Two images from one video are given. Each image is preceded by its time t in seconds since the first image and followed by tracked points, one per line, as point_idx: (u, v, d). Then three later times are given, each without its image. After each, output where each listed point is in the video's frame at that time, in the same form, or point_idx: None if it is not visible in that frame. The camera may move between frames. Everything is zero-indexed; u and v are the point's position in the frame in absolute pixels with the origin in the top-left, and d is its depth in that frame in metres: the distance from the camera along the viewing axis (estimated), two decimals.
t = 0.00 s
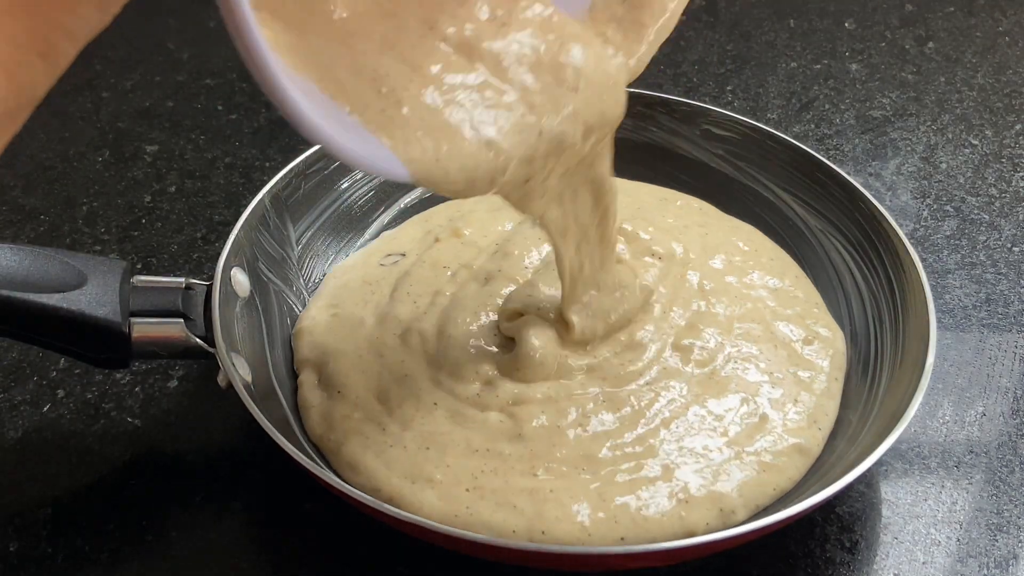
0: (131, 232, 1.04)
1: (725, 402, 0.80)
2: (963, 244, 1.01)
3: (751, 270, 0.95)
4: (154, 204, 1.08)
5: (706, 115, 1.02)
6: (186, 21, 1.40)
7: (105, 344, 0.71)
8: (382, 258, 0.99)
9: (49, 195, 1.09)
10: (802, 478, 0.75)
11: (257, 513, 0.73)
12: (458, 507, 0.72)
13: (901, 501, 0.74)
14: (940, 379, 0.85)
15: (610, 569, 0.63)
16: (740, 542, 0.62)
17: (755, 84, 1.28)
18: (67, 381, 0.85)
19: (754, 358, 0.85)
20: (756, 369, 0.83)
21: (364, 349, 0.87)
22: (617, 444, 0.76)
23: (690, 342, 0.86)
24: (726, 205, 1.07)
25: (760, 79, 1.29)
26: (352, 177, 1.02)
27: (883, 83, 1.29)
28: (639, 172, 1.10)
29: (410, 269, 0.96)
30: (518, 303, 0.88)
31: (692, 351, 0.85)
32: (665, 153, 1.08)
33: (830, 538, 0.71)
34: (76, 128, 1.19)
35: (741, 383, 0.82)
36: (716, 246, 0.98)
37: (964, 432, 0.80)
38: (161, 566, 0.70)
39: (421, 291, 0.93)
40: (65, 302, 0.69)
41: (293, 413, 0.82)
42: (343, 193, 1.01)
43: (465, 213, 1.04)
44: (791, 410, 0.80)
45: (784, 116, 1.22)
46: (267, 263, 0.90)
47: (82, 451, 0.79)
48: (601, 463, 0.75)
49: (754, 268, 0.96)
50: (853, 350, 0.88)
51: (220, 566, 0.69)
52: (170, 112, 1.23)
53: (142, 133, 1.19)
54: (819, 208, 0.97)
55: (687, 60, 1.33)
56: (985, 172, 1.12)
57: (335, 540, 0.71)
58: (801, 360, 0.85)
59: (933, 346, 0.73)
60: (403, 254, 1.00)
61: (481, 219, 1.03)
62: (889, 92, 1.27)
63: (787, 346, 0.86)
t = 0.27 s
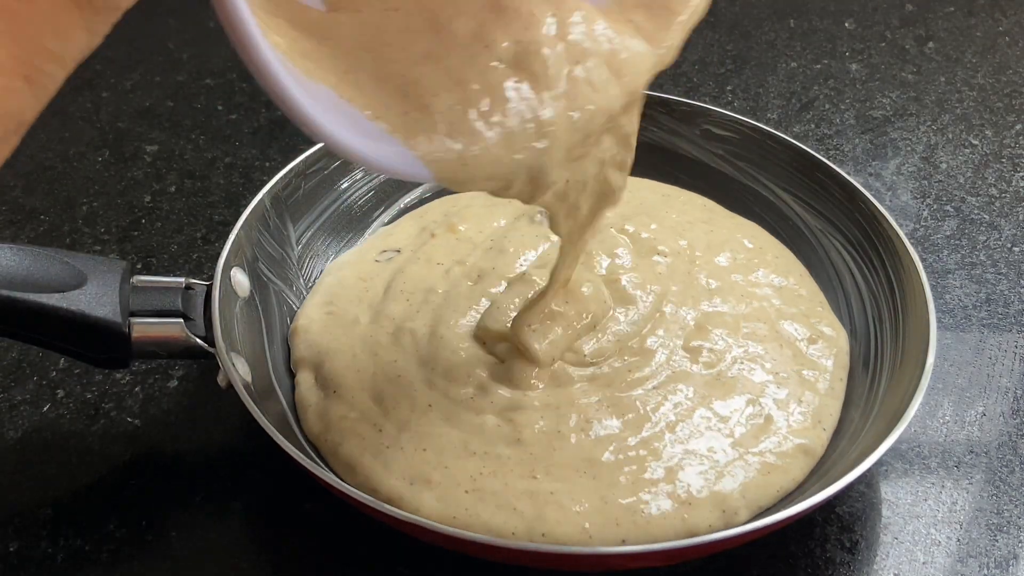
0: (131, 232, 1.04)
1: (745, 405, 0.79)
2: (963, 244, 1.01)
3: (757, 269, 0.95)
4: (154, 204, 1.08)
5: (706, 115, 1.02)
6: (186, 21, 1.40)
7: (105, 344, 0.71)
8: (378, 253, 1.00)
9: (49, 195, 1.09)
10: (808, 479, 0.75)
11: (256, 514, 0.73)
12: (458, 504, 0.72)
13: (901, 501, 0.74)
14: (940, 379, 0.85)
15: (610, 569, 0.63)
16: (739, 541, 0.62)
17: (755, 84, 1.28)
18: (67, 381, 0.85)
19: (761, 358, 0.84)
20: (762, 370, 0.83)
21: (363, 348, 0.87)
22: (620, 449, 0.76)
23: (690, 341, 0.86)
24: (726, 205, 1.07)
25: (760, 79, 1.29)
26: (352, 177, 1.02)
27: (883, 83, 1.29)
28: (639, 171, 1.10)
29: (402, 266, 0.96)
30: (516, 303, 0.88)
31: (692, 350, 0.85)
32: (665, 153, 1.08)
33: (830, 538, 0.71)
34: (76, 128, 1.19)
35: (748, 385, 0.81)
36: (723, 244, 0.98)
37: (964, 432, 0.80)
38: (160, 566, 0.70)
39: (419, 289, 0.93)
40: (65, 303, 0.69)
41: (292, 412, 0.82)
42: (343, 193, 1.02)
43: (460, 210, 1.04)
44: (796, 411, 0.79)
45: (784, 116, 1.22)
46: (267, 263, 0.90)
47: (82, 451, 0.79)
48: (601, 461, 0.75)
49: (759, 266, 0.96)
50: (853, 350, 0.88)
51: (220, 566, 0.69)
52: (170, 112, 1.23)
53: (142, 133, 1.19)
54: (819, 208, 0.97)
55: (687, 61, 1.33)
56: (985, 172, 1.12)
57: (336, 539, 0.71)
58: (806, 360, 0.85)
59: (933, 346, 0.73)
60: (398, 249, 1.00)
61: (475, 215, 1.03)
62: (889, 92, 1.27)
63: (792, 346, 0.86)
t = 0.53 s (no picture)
0: (131, 232, 1.04)
1: (741, 403, 0.79)
2: (963, 244, 1.01)
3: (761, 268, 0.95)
4: (154, 204, 1.08)
5: (707, 115, 1.02)
6: (186, 21, 1.40)
7: (106, 344, 0.71)
8: (374, 250, 1.00)
9: (49, 195, 1.09)
10: (810, 479, 0.75)
11: (256, 514, 0.73)
12: (458, 503, 0.72)
13: (901, 501, 0.74)
14: (940, 379, 0.85)
15: (610, 569, 0.63)
16: (739, 541, 0.62)
17: (755, 84, 1.28)
18: (67, 381, 0.85)
19: (766, 358, 0.84)
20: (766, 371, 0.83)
21: (362, 347, 0.87)
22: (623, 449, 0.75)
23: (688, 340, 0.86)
24: (726, 204, 1.07)
25: (760, 79, 1.29)
26: (352, 177, 1.02)
27: (883, 83, 1.29)
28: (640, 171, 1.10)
29: (398, 264, 0.97)
30: (511, 300, 0.88)
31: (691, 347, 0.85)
32: (665, 153, 1.08)
33: (830, 538, 0.71)
34: (76, 128, 1.19)
35: (753, 385, 0.81)
36: (725, 244, 0.98)
37: (964, 432, 0.80)
38: (160, 566, 0.69)
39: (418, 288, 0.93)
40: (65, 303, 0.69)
41: (292, 413, 0.82)
42: (343, 193, 1.02)
43: (457, 207, 1.04)
44: (799, 410, 0.79)
45: (784, 116, 1.22)
46: (267, 263, 0.90)
47: (82, 451, 0.79)
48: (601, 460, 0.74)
49: (762, 265, 0.95)
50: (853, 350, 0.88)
51: (220, 566, 0.69)
52: (170, 112, 1.23)
53: (142, 133, 1.19)
54: (820, 208, 0.97)
55: (687, 61, 1.33)
56: (985, 172, 1.12)
57: (336, 539, 0.71)
58: (810, 360, 0.85)
59: (933, 347, 0.73)
60: (395, 246, 1.00)
61: (470, 211, 1.04)
62: (889, 92, 1.27)
63: (797, 346, 0.86)
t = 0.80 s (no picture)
0: (131, 232, 1.04)
1: (742, 402, 0.79)
2: (963, 244, 1.01)
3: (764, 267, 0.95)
4: (154, 204, 1.08)
5: (707, 115, 1.02)
6: (186, 21, 1.40)
7: (106, 344, 0.71)
8: (372, 248, 1.00)
9: (49, 195, 1.09)
10: (811, 479, 0.74)
11: (256, 514, 0.73)
12: (457, 503, 0.71)
13: (901, 501, 0.74)
14: (940, 379, 0.85)
15: (610, 569, 0.63)
16: (739, 541, 0.62)
17: (755, 84, 1.28)
18: (67, 381, 0.85)
19: (769, 358, 0.84)
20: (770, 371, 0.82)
21: (362, 346, 0.87)
22: (625, 451, 0.75)
23: (687, 337, 0.86)
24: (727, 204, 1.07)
25: (760, 79, 1.29)
26: (352, 177, 1.02)
27: (883, 83, 1.29)
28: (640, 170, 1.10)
29: (397, 263, 0.96)
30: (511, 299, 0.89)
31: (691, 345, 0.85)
32: (666, 153, 1.08)
33: (830, 538, 0.71)
34: (76, 128, 1.19)
35: (756, 385, 0.81)
36: (727, 242, 0.98)
37: (964, 432, 0.80)
38: (160, 566, 0.69)
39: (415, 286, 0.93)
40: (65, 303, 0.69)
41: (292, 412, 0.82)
42: (343, 192, 1.02)
43: (455, 205, 1.04)
44: (802, 410, 0.79)
45: (784, 116, 1.22)
46: (267, 263, 0.90)
47: (82, 451, 0.79)
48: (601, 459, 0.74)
49: (764, 264, 0.95)
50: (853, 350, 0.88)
51: (220, 566, 0.69)
52: (170, 112, 1.23)
53: (142, 133, 1.19)
54: (820, 208, 0.97)
55: (687, 61, 1.33)
56: (985, 172, 1.12)
57: (336, 540, 0.71)
58: (813, 359, 0.84)
59: (933, 347, 0.73)
60: (393, 244, 1.00)
61: (469, 210, 1.03)
62: (889, 92, 1.27)
63: (800, 345, 0.86)
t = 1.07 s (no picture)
0: (131, 232, 1.04)
1: (743, 404, 0.79)
2: (963, 244, 1.01)
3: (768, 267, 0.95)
4: (154, 204, 1.08)
5: (707, 115, 1.02)
6: (186, 20, 1.40)
7: (106, 344, 0.71)
8: (370, 246, 1.00)
9: (49, 195, 1.09)
10: (811, 479, 0.74)
11: (256, 514, 0.73)
12: (457, 504, 0.71)
13: (901, 501, 0.74)
14: (940, 379, 0.85)
15: (610, 569, 0.63)
16: (739, 541, 0.62)
17: (755, 84, 1.28)
18: (67, 381, 0.85)
19: (772, 358, 0.83)
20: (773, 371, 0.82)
21: (362, 346, 0.86)
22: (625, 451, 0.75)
23: (687, 335, 0.86)
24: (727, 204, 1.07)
25: (760, 79, 1.29)
26: (352, 176, 1.02)
27: (883, 83, 1.29)
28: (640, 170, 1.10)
29: (395, 261, 0.96)
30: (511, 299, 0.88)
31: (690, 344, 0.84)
32: (666, 153, 1.08)
33: (830, 538, 0.71)
34: (76, 128, 1.19)
35: (759, 385, 0.80)
36: (729, 241, 0.98)
37: (964, 432, 0.80)
38: (160, 566, 0.69)
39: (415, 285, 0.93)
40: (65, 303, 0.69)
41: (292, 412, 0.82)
42: (343, 192, 1.02)
43: (454, 203, 1.04)
44: (804, 410, 0.79)
45: (784, 116, 1.22)
46: (267, 263, 0.90)
47: (82, 451, 0.79)
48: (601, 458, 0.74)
49: (766, 263, 0.95)
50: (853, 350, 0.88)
51: (220, 566, 0.69)
52: (170, 112, 1.23)
53: (142, 133, 1.19)
54: (820, 208, 0.97)
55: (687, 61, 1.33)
56: (985, 172, 1.12)
57: (336, 540, 0.71)
58: (815, 359, 0.84)
59: (933, 347, 0.72)
60: (391, 242, 1.00)
61: (467, 208, 1.04)
62: (889, 92, 1.27)
63: (802, 345, 0.86)
